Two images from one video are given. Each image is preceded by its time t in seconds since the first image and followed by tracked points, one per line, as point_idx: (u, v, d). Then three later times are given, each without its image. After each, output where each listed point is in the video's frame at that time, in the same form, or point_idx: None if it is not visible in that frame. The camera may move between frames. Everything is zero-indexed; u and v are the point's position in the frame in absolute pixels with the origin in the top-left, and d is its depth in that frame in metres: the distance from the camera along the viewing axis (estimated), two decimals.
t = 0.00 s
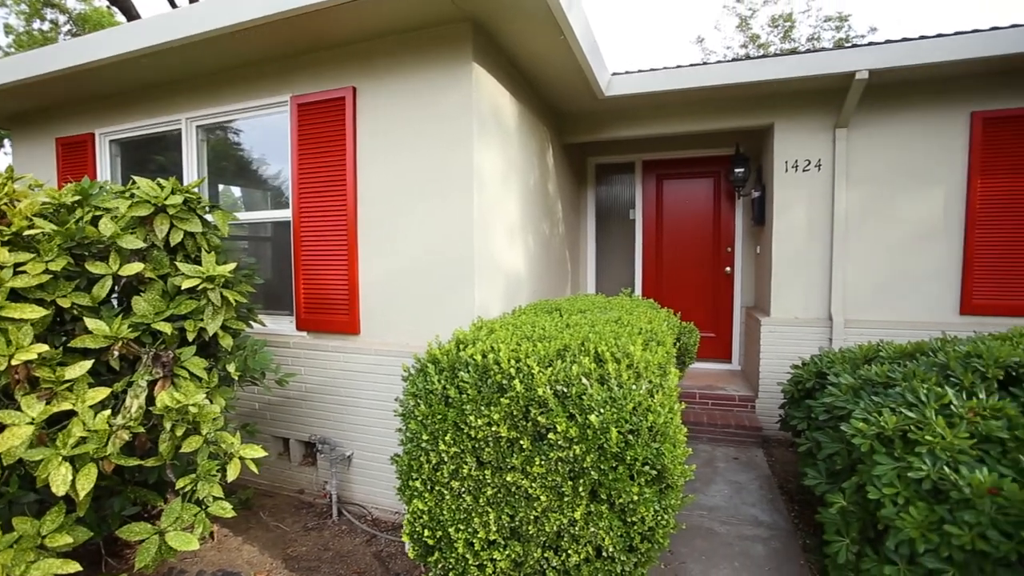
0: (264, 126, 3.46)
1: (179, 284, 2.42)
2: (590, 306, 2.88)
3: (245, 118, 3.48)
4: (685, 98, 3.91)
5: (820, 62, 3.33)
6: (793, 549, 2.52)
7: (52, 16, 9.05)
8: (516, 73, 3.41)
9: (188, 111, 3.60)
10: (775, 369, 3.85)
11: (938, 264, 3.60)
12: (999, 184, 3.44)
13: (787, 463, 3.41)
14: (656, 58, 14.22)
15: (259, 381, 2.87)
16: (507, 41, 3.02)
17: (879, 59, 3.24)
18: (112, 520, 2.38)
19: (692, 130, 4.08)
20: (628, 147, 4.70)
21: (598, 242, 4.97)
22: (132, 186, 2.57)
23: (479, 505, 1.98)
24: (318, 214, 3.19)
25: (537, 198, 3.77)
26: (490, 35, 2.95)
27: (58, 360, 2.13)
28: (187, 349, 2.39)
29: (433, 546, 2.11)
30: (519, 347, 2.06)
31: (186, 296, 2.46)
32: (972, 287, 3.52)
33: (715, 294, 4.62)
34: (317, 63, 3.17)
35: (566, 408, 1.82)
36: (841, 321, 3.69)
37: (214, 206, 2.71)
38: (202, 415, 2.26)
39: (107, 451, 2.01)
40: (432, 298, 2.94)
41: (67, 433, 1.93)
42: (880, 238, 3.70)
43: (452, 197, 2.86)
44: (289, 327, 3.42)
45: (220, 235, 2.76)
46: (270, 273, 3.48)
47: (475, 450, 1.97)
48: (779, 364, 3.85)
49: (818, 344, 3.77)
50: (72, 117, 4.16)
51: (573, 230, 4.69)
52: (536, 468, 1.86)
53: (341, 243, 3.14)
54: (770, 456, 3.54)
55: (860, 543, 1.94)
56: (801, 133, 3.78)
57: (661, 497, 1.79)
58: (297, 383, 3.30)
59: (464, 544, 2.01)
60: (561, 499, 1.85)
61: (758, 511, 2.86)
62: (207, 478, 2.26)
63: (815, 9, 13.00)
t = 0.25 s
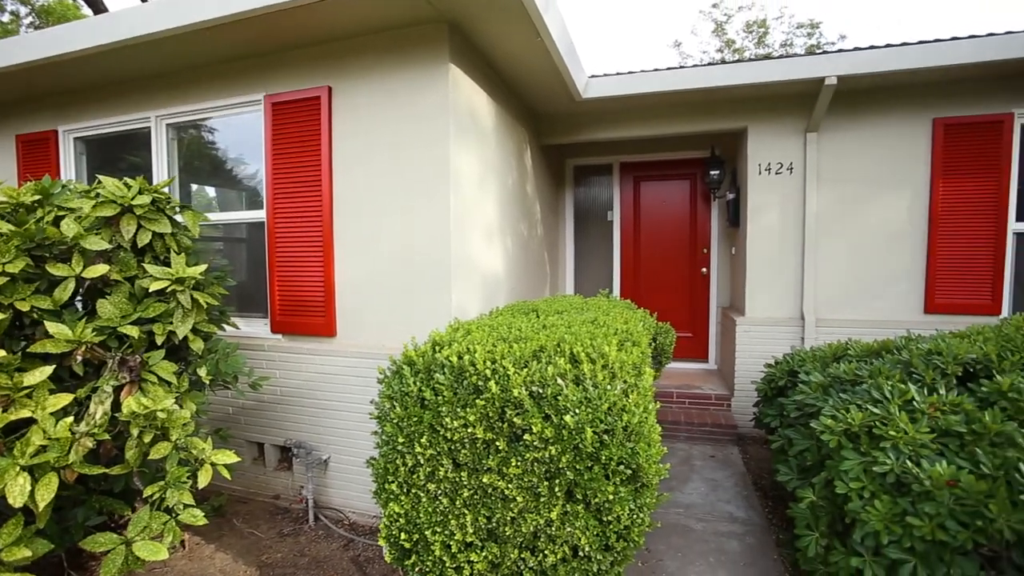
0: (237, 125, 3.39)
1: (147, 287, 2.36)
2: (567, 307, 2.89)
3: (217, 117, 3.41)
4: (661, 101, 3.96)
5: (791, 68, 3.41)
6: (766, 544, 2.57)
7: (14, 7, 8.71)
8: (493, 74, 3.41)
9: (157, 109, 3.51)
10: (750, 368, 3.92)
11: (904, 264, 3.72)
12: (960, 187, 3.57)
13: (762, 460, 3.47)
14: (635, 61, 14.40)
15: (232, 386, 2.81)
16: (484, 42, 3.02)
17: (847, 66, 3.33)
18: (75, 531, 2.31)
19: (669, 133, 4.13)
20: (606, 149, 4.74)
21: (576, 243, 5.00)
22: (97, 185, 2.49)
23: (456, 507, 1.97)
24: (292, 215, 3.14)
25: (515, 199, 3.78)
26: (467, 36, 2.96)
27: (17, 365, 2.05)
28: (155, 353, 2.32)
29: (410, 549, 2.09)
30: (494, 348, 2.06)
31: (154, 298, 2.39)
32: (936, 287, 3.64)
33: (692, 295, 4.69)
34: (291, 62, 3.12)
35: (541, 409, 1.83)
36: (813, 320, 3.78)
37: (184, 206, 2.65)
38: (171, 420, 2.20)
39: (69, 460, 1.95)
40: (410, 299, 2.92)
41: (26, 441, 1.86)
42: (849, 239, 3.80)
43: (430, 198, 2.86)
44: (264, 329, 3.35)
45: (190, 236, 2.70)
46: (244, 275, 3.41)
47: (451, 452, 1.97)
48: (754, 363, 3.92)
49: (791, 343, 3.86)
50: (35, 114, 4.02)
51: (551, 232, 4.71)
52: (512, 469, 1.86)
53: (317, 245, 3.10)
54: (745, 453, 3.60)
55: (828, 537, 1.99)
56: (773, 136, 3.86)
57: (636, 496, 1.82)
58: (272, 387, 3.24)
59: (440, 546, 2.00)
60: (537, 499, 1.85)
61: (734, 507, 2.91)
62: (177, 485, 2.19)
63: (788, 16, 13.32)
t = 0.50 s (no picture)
0: (209, 123, 3.32)
1: (113, 289, 2.29)
2: (544, 308, 2.90)
3: (188, 115, 3.33)
4: (639, 103, 4.00)
5: (764, 72, 3.48)
6: (741, 540, 2.61)
7: None
8: (471, 75, 3.41)
9: (125, 106, 3.42)
10: (726, 366, 3.99)
11: (872, 265, 3.83)
12: (925, 190, 3.69)
13: (737, 458, 3.53)
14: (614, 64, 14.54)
15: (204, 390, 2.74)
16: (462, 43, 3.02)
17: (817, 71, 3.42)
18: (37, 542, 2.23)
19: (646, 135, 4.18)
20: (584, 150, 4.77)
21: (555, 245, 5.02)
22: (60, 184, 2.41)
23: (433, 510, 1.97)
24: (267, 216, 3.09)
25: (494, 200, 3.78)
26: (445, 36, 2.95)
27: None
28: (122, 357, 2.25)
29: (386, 553, 2.08)
30: (471, 349, 2.06)
31: (121, 301, 2.33)
32: (903, 286, 3.75)
33: (669, 295, 4.75)
34: (265, 60, 3.07)
35: (518, 409, 1.83)
36: (787, 320, 3.86)
37: (153, 206, 2.59)
38: (139, 426, 2.14)
39: (29, 468, 1.88)
40: (388, 300, 2.90)
41: None
42: (821, 240, 3.90)
43: (408, 199, 2.84)
44: (237, 332, 3.28)
45: (160, 236, 2.64)
46: (220, 277, 3.32)
47: (427, 454, 1.96)
48: (730, 362, 3.99)
49: (765, 342, 3.94)
50: None
51: (530, 233, 4.72)
52: (489, 470, 1.86)
53: (292, 246, 3.05)
54: (722, 450, 3.66)
55: (799, 532, 2.03)
56: (747, 139, 3.93)
57: (611, 494, 1.83)
58: (246, 390, 3.18)
59: (418, 549, 1.99)
60: (514, 500, 1.86)
61: (710, 504, 2.95)
62: (145, 492, 2.13)
63: (762, 22, 13.63)
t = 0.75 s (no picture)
0: (182, 121, 3.24)
1: (79, 291, 2.23)
2: (522, 308, 2.91)
3: (160, 112, 3.25)
4: (617, 105, 4.03)
5: (738, 76, 3.55)
6: (717, 536, 2.65)
7: None
8: (449, 74, 3.40)
9: (93, 103, 3.32)
10: (704, 365, 4.05)
11: (843, 265, 3.93)
12: (892, 192, 3.80)
13: (714, 455, 3.59)
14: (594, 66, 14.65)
15: (176, 393, 2.68)
16: (440, 43, 3.01)
17: (790, 76, 3.49)
18: None
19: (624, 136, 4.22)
20: (564, 152, 4.79)
21: (535, 245, 5.04)
22: (23, 183, 2.34)
23: (410, 511, 1.96)
24: (241, 216, 3.03)
25: (473, 201, 3.78)
26: (422, 35, 2.93)
27: None
28: (88, 361, 2.17)
29: (363, 556, 2.06)
30: (448, 350, 2.06)
31: (87, 303, 2.26)
32: (872, 286, 3.86)
33: (648, 295, 4.81)
34: (238, 57, 3.01)
35: (495, 410, 1.84)
36: (762, 319, 3.94)
37: (122, 205, 2.52)
38: (106, 432, 2.07)
39: None
40: (366, 301, 2.88)
41: None
42: (794, 241, 3.99)
43: (386, 199, 2.82)
44: (211, 334, 3.22)
45: (129, 237, 2.57)
46: (194, 279, 3.25)
47: (404, 455, 1.95)
48: (707, 361, 4.05)
49: (741, 341, 4.01)
50: None
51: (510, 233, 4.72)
52: (466, 471, 1.87)
53: (267, 246, 3.00)
54: (699, 448, 3.71)
55: (772, 526, 2.06)
56: (723, 142, 4.00)
57: (588, 493, 1.84)
58: (220, 394, 3.12)
59: (395, 551, 1.98)
60: (491, 500, 1.86)
61: (687, 502, 2.99)
62: (112, 499, 2.07)
63: (739, 26, 13.89)
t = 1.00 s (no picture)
0: (154, 118, 3.17)
1: (42, 292, 2.15)
2: (501, 309, 2.92)
3: (130, 109, 3.17)
4: (596, 107, 4.07)
5: (714, 80, 3.61)
6: (694, 532, 2.70)
7: None
8: (428, 74, 3.38)
9: (59, 99, 3.22)
10: (682, 364, 4.11)
11: (816, 265, 4.03)
12: (862, 195, 3.91)
13: (692, 453, 3.64)
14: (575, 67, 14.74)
15: (147, 397, 2.61)
16: (418, 43, 3.00)
17: (764, 80, 3.57)
18: None
19: (604, 138, 4.25)
20: (544, 152, 4.81)
21: (515, 246, 5.05)
22: None
23: (387, 513, 1.95)
24: (215, 215, 2.97)
25: (452, 201, 3.77)
26: (400, 34, 2.92)
27: None
28: (53, 365, 2.11)
29: (340, 559, 2.04)
30: (425, 351, 2.06)
31: (52, 305, 2.19)
32: (843, 286, 3.96)
33: (627, 295, 4.86)
34: (212, 54, 2.96)
35: (472, 410, 1.84)
36: (738, 318, 4.01)
37: (89, 204, 2.45)
38: (72, 437, 2.02)
39: None
40: (344, 302, 2.86)
41: None
42: (768, 241, 4.07)
43: (364, 200, 2.81)
44: (184, 336, 3.14)
45: (97, 237, 2.50)
46: (167, 279, 3.17)
47: (381, 457, 1.94)
48: (685, 360, 4.11)
49: (718, 340, 4.08)
50: None
51: (490, 234, 4.72)
52: (443, 472, 1.87)
53: (242, 247, 2.95)
54: (677, 446, 3.76)
55: (746, 522, 2.09)
56: (700, 144, 4.07)
57: (566, 493, 1.85)
58: (193, 397, 3.05)
59: (372, 553, 1.97)
60: (469, 500, 1.86)
61: (665, 499, 3.03)
62: (78, 507, 2.01)
63: (716, 31, 14.13)
